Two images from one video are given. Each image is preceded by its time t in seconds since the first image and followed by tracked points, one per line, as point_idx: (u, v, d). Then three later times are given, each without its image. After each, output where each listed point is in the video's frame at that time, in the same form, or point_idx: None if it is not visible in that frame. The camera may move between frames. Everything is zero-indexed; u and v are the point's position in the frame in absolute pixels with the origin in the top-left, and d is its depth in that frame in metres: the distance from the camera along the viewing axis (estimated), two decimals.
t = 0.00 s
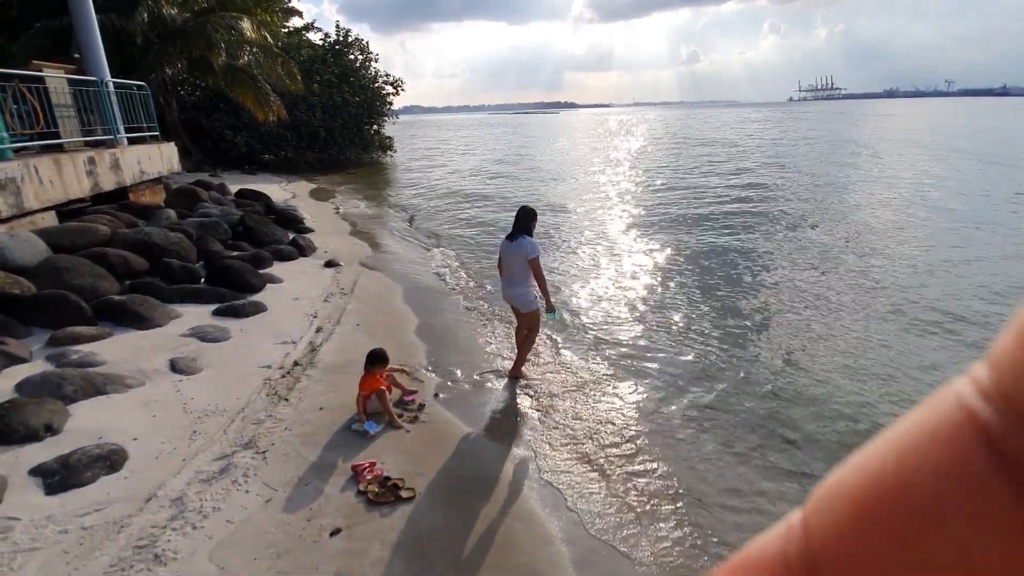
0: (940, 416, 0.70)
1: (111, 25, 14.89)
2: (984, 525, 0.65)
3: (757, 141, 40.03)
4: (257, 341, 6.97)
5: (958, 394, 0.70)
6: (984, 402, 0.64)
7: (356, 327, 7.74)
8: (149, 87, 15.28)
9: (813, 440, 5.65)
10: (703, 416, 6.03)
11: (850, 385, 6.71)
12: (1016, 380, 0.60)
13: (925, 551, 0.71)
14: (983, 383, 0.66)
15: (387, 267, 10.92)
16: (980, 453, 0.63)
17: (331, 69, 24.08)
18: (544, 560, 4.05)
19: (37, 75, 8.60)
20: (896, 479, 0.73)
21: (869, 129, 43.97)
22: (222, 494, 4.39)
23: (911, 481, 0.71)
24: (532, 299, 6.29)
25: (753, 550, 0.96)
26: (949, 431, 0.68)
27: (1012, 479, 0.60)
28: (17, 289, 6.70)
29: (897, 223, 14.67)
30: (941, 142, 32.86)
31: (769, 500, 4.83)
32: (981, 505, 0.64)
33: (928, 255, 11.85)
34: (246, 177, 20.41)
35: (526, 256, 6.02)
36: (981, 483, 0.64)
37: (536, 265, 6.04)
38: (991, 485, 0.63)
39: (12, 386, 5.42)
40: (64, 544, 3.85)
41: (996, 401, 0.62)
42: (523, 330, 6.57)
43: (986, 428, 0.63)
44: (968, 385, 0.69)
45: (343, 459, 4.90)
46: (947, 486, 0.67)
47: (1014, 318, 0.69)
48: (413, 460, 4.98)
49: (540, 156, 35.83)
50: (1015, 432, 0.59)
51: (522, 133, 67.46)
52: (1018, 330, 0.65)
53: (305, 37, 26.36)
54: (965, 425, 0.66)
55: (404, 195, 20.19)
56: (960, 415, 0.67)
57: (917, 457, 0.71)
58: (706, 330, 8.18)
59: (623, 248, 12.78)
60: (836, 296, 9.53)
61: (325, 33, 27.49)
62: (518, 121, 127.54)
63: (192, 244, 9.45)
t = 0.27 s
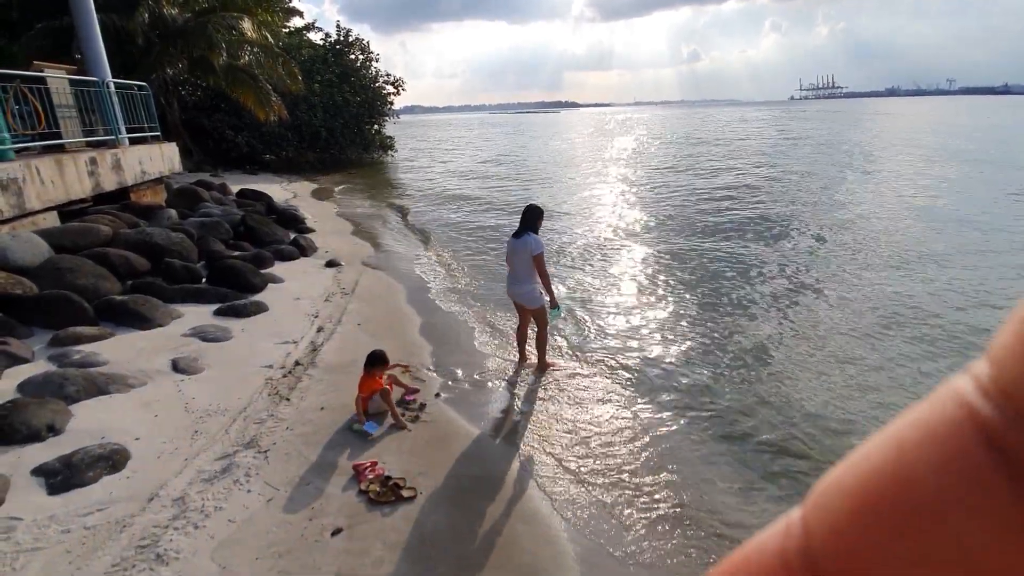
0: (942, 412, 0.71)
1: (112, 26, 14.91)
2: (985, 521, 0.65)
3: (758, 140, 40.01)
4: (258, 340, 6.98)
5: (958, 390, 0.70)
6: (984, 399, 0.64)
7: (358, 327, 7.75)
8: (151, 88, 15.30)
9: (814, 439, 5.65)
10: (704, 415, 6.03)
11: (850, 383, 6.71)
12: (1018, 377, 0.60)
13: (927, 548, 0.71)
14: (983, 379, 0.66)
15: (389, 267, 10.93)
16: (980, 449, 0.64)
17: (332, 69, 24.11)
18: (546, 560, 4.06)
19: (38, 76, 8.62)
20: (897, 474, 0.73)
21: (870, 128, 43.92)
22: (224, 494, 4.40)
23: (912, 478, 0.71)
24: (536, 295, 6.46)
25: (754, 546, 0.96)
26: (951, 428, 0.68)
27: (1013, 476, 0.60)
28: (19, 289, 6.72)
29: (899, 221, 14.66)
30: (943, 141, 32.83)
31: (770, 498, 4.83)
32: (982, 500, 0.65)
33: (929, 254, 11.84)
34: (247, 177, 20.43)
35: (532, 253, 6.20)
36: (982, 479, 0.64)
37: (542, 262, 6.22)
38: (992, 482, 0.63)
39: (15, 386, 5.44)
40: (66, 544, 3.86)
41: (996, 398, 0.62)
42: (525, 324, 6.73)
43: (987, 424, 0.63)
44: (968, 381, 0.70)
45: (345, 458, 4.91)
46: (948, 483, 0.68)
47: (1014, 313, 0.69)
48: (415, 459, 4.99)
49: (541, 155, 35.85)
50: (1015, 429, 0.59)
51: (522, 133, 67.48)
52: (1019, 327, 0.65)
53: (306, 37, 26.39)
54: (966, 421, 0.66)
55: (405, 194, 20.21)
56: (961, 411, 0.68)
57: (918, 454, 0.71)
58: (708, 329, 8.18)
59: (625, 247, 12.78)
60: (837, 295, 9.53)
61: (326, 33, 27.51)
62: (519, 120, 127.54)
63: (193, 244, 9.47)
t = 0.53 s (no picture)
0: (944, 409, 0.71)
1: (113, 25, 14.92)
2: (985, 519, 0.66)
3: (760, 138, 39.95)
4: (260, 340, 6.99)
5: (960, 388, 0.71)
6: (985, 397, 0.65)
7: (359, 326, 7.75)
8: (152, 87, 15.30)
9: (815, 438, 5.65)
10: (704, 414, 6.03)
11: (851, 382, 6.72)
12: (1017, 374, 0.61)
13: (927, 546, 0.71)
14: (986, 377, 0.67)
15: (390, 266, 10.94)
16: (981, 446, 0.64)
17: (333, 68, 24.11)
18: (547, 558, 4.07)
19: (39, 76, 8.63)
20: (899, 473, 0.74)
21: (872, 127, 43.82)
22: (226, 493, 4.41)
23: (914, 476, 0.72)
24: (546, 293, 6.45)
25: (755, 544, 0.97)
26: (954, 425, 0.68)
27: (1012, 472, 0.61)
28: (21, 289, 6.73)
29: (900, 219, 14.65)
30: (945, 139, 32.76)
31: (770, 497, 4.84)
32: (983, 497, 0.65)
33: (931, 252, 11.83)
34: (248, 176, 20.44)
35: (543, 252, 6.16)
36: (984, 477, 0.64)
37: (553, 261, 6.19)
38: (994, 480, 0.63)
39: (17, 385, 5.45)
40: (69, 543, 3.87)
41: (997, 396, 0.63)
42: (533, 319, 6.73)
43: (989, 422, 0.63)
44: (970, 379, 0.70)
45: (346, 457, 4.92)
46: (948, 481, 0.68)
47: (1016, 311, 0.70)
48: (416, 458, 5.00)
49: (542, 154, 35.84)
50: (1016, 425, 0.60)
51: (523, 132, 67.48)
52: (1020, 324, 0.66)
53: (307, 36, 26.38)
54: (967, 420, 0.67)
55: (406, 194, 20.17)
56: (963, 408, 0.68)
57: (919, 452, 0.72)
58: (709, 328, 8.18)
59: (626, 246, 12.78)
60: (839, 294, 9.52)
61: (327, 32, 27.51)
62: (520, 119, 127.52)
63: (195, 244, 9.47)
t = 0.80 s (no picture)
0: (945, 405, 0.71)
1: (113, 24, 14.92)
2: (984, 514, 0.66)
3: (761, 137, 39.92)
4: (260, 339, 6.99)
5: (961, 383, 0.71)
6: (986, 393, 0.65)
7: (359, 325, 7.76)
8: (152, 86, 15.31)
9: (816, 436, 5.65)
10: (705, 413, 6.03)
11: (852, 380, 6.72)
12: (1016, 368, 0.61)
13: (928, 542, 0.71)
14: (987, 372, 0.67)
15: (390, 265, 10.94)
16: (980, 441, 0.64)
17: (333, 67, 24.13)
18: (547, 557, 4.07)
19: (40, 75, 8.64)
20: (900, 469, 0.74)
21: (874, 126, 43.77)
22: (227, 491, 4.42)
23: (914, 472, 0.72)
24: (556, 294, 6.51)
25: (756, 541, 0.96)
26: (954, 420, 0.69)
27: (1012, 467, 0.61)
28: (22, 288, 6.74)
29: (901, 218, 14.64)
30: (946, 138, 32.70)
31: (771, 496, 4.84)
32: (982, 493, 0.65)
33: (932, 251, 11.83)
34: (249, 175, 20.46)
35: (556, 253, 6.26)
36: (984, 472, 0.64)
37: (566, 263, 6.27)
38: (994, 474, 0.63)
39: (19, 384, 5.46)
40: (70, 542, 3.88)
41: (998, 391, 0.63)
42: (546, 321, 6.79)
43: (989, 417, 0.63)
44: (970, 374, 0.70)
45: (346, 456, 4.92)
46: (948, 476, 0.68)
47: (1017, 308, 0.70)
48: (417, 457, 5.01)
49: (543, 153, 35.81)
50: (1014, 419, 0.60)
51: (523, 131, 67.47)
52: (1020, 320, 0.66)
53: (307, 35, 26.39)
54: (968, 414, 0.67)
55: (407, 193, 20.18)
56: (963, 404, 0.68)
57: (919, 447, 0.72)
58: (709, 327, 8.18)
59: (626, 245, 12.78)
60: (840, 293, 9.51)
61: (328, 31, 27.51)
62: (520, 118, 127.50)
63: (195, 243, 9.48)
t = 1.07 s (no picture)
0: (946, 402, 0.72)
1: (115, 23, 14.93)
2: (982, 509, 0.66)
3: (762, 135, 39.87)
4: (261, 337, 7.00)
5: (960, 381, 0.72)
6: (987, 390, 0.65)
7: (361, 324, 7.77)
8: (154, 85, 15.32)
9: (816, 435, 5.66)
10: (706, 411, 6.04)
11: (853, 379, 6.72)
12: (1019, 366, 0.61)
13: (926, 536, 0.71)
14: (987, 370, 0.67)
15: (392, 263, 10.94)
16: (981, 438, 0.65)
17: (334, 66, 24.13)
18: (549, 555, 4.08)
19: (42, 74, 8.65)
20: (900, 466, 0.74)
21: (875, 124, 43.73)
22: (229, 489, 4.43)
23: (917, 467, 0.72)
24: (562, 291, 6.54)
25: (752, 540, 0.96)
26: (953, 416, 0.69)
27: (1013, 462, 0.61)
28: (24, 286, 6.75)
29: (902, 216, 14.62)
30: (947, 136, 32.64)
31: (771, 493, 4.84)
32: (982, 485, 0.66)
33: (934, 249, 11.81)
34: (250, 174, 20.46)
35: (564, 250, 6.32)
36: (985, 466, 0.65)
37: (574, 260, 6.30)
38: (994, 468, 0.64)
39: (21, 382, 5.47)
40: (72, 539, 3.89)
41: (1000, 388, 0.63)
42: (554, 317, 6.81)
43: (989, 413, 0.64)
44: (971, 372, 0.71)
45: (348, 454, 4.93)
46: (949, 472, 0.69)
47: (1017, 307, 0.70)
48: (418, 455, 5.02)
49: (544, 151, 35.79)
50: (1016, 412, 0.60)
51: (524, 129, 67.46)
52: (1021, 319, 0.66)
53: (309, 34, 26.39)
54: (969, 411, 0.67)
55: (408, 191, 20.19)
56: (963, 400, 0.69)
57: (920, 445, 0.73)
58: (710, 325, 8.18)
59: (628, 243, 12.78)
60: (841, 291, 9.51)
61: (329, 29, 27.51)
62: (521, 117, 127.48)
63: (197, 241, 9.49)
